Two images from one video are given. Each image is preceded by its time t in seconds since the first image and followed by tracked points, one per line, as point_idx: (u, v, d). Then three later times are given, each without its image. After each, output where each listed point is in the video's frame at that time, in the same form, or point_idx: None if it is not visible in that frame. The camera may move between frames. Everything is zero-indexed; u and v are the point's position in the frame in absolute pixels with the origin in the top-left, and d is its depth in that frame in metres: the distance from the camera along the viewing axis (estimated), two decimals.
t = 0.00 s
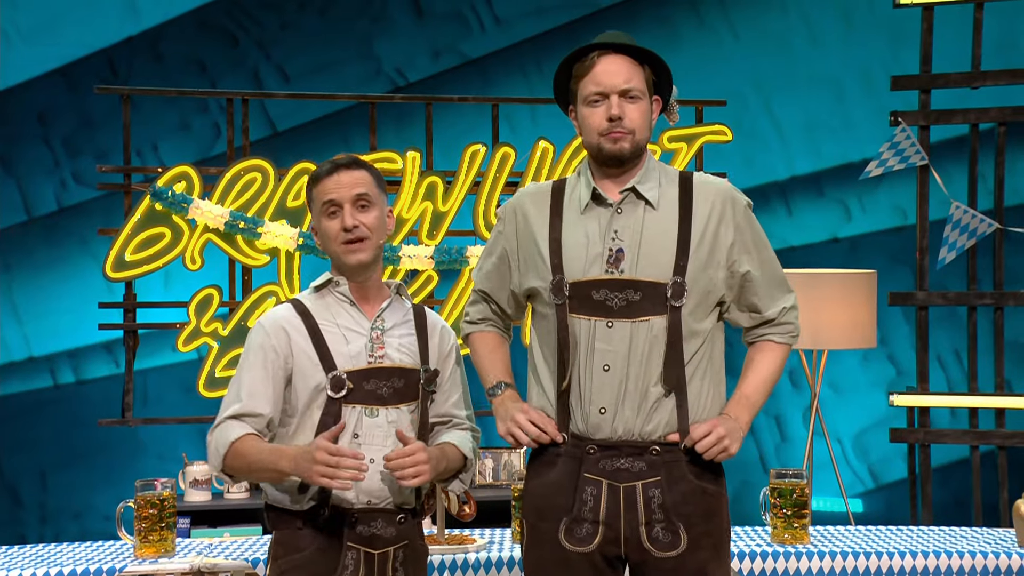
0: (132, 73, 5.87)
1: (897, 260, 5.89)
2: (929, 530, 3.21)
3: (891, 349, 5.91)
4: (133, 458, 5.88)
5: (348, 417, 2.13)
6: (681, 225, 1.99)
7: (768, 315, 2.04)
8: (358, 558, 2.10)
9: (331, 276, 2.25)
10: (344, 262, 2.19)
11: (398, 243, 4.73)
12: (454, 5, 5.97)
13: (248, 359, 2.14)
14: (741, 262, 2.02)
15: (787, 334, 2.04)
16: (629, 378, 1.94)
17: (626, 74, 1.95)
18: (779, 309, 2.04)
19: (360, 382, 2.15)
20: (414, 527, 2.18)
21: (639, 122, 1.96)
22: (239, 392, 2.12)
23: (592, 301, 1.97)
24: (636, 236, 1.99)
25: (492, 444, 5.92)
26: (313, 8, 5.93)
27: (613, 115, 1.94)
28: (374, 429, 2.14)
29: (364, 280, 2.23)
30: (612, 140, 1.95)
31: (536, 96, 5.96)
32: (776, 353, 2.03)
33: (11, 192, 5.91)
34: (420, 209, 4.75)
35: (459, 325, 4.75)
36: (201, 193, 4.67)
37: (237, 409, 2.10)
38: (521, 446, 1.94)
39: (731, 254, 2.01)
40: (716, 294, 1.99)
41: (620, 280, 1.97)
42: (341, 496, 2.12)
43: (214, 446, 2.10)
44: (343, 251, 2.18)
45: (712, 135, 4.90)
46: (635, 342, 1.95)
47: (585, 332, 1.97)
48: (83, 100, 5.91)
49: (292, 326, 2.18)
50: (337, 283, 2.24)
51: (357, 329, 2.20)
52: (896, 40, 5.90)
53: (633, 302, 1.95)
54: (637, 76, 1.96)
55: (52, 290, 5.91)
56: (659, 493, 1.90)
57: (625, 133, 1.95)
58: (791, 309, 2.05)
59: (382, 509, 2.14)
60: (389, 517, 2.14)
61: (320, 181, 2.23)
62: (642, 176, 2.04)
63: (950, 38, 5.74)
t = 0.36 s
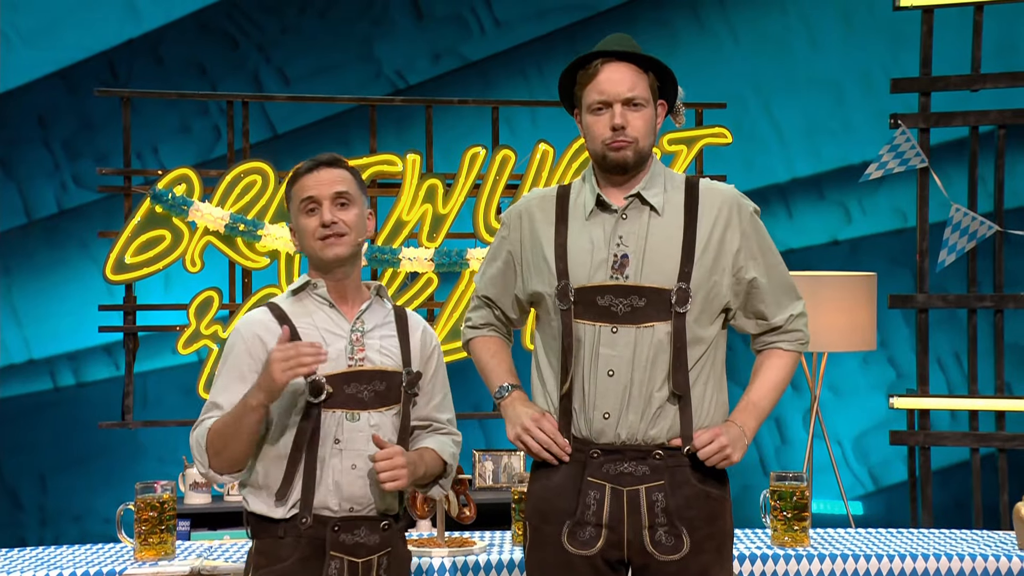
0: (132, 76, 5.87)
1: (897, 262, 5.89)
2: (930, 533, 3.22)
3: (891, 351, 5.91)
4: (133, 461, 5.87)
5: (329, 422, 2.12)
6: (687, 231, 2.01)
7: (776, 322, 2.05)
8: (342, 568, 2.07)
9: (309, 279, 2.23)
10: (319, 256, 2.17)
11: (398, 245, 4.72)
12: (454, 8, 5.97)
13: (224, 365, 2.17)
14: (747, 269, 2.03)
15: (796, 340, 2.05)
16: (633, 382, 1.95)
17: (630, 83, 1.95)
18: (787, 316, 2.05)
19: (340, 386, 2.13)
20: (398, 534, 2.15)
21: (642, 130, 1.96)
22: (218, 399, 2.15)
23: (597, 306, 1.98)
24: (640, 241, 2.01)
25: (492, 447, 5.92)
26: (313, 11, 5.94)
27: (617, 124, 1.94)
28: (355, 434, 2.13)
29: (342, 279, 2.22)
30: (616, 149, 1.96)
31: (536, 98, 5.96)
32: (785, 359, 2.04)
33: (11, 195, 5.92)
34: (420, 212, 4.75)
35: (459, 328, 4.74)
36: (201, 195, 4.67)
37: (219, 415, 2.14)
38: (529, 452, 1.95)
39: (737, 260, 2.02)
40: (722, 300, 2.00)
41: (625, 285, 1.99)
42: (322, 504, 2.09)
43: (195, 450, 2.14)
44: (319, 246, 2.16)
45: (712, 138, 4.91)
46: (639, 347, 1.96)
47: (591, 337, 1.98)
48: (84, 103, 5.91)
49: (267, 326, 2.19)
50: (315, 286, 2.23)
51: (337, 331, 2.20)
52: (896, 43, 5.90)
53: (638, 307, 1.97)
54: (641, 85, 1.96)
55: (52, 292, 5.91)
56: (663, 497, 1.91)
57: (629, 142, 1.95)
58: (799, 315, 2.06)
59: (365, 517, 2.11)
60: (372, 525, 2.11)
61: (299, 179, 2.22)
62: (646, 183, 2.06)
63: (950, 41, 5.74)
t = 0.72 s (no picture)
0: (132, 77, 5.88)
1: (897, 264, 5.89)
2: (930, 534, 3.22)
3: (892, 352, 5.90)
4: (133, 462, 5.87)
5: (310, 432, 2.09)
6: (686, 235, 2.03)
7: (775, 327, 2.07)
8: None
9: (281, 284, 2.18)
10: (292, 271, 2.12)
11: (398, 246, 4.73)
12: (454, 9, 5.97)
13: (198, 377, 2.09)
14: (745, 273, 2.05)
15: (795, 344, 2.07)
16: (630, 386, 1.96)
17: (626, 79, 1.98)
18: (786, 320, 2.07)
19: (320, 395, 2.10)
20: (381, 537, 2.15)
21: (639, 126, 1.98)
22: (198, 413, 2.07)
23: (595, 311, 2.00)
24: (639, 245, 2.03)
25: (492, 448, 5.92)
26: (313, 11, 5.94)
27: (613, 119, 1.96)
28: (337, 442, 2.10)
29: (316, 287, 2.17)
30: (612, 144, 1.97)
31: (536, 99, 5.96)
32: (783, 363, 2.07)
33: (11, 197, 5.92)
34: (420, 212, 4.75)
35: (459, 329, 4.73)
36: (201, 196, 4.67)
37: (202, 430, 2.06)
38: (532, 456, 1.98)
39: (735, 265, 2.04)
40: (721, 305, 2.02)
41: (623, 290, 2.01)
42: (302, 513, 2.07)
43: (176, 472, 2.07)
44: (291, 261, 2.10)
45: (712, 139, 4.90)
46: (637, 352, 1.98)
47: (589, 340, 2.00)
48: (84, 104, 5.92)
49: (239, 335, 2.12)
50: (287, 291, 2.18)
51: (313, 337, 2.15)
52: (896, 44, 5.89)
53: (637, 312, 1.99)
54: (638, 82, 1.99)
55: (52, 293, 5.91)
56: (660, 498, 1.93)
57: (625, 136, 1.97)
58: (799, 320, 2.08)
59: (347, 523, 2.10)
60: (354, 531, 2.10)
61: (266, 187, 2.14)
62: (645, 186, 2.08)
63: (950, 41, 5.74)
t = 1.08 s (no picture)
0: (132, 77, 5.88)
1: (897, 264, 5.89)
2: (930, 533, 3.22)
3: (892, 352, 5.90)
4: (133, 462, 5.88)
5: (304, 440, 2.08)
6: (683, 237, 2.04)
7: (772, 328, 2.09)
8: None
9: (266, 291, 2.18)
10: (280, 289, 2.12)
11: (398, 247, 4.72)
12: (454, 9, 5.97)
13: (193, 393, 2.07)
14: (741, 275, 2.07)
15: (792, 345, 2.09)
16: (628, 389, 1.99)
17: (613, 63, 2.08)
18: (782, 321, 2.10)
19: (313, 402, 2.09)
20: (371, 536, 2.16)
21: (632, 103, 2.04)
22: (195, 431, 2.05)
23: (592, 314, 2.02)
24: (636, 247, 2.05)
25: (492, 448, 5.92)
26: (312, 11, 5.93)
27: (606, 94, 2.03)
28: (331, 447, 2.10)
29: (304, 295, 2.17)
30: (607, 118, 2.02)
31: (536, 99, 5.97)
32: (781, 363, 2.09)
33: (11, 197, 5.92)
34: (420, 212, 4.75)
35: (459, 329, 4.73)
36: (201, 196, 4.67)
37: (197, 448, 2.05)
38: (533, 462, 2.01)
39: (732, 267, 2.06)
40: (717, 309, 2.04)
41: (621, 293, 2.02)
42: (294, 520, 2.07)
43: (183, 494, 2.06)
44: (278, 280, 2.10)
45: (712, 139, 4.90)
46: (635, 355, 1.99)
47: (587, 344, 2.02)
48: (84, 104, 5.92)
49: (228, 345, 2.10)
50: (273, 299, 2.18)
51: (302, 343, 2.14)
52: (896, 44, 5.89)
53: (635, 315, 2.00)
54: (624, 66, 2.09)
55: (52, 294, 5.91)
56: (658, 500, 1.95)
57: (620, 110, 2.02)
58: (796, 320, 2.10)
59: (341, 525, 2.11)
60: (346, 533, 2.11)
61: (247, 202, 2.11)
62: (641, 186, 2.10)
63: (950, 41, 5.74)
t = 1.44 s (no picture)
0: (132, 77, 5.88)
1: (897, 263, 5.89)
2: (930, 534, 3.22)
3: (892, 352, 5.90)
4: (133, 462, 5.88)
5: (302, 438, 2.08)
6: (682, 238, 2.05)
7: (769, 332, 2.09)
8: None
9: (260, 290, 2.17)
10: (270, 278, 2.12)
11: (398, 247, 4.72)
12: (454, 9, 5.97)
13: (188, 392, 2.07)
14: (739, 276, 2.07)
15: (789, 351, 2.09)
16: (627, 389, 1.99)
17: (607, 72, 2.07)
18: (779, 326, 2.09)
19: (310, 400, 2.09)
20: (371, 539, 2.17)
21: (624, 116, 2.05)
22: (190, 430, 2.05)
23: (591, 314, 2.02)
24: (634, 248, 2.05)
25: (492, 448, 5.92)
26: (312, 11, 5.93)
27: (597, 108, 2.03)
28: (328, 446, 2.10)
29: (296, 290, 2.17)
30: (599, 132, 2.03)
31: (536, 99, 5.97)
32: (777, 369, 2.08)
33: (11, 197, 5.92)
34: (419, 212, 4.75)
35: (459, 329, 4.73)
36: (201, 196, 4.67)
37: (192, 447, 2.04)
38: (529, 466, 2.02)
39: (729, 268, 2.06)
40: (715, 309, 2.04)
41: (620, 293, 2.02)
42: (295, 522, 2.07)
43: (176, 495, 2.04)
44: (268, 268, 2.10)
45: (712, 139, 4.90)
46: (634, 355, 1.99)
47: (587, 344, 2.02)
48: (84, 104, 5.92)
49: (225, 345, 2.10)
50: (268, 296, 2.17)
51: (297, 342, 2.14)
52: (896, 44, 5.89)
53: (634, 315, 2.00)
54: (619, 75, 2.08)
55: (52, 294, 5.91)
56: (657, 498, 1.96)
57: (611, 124, 2.03)
58: (793, 327, 2.10)
59: (342, 528, 2.12)
60: (348, 535, 2.12)
61: (233, 194, 2.13)
62: (639, 188, 2.10)
63: (950, 41, 5.74)
